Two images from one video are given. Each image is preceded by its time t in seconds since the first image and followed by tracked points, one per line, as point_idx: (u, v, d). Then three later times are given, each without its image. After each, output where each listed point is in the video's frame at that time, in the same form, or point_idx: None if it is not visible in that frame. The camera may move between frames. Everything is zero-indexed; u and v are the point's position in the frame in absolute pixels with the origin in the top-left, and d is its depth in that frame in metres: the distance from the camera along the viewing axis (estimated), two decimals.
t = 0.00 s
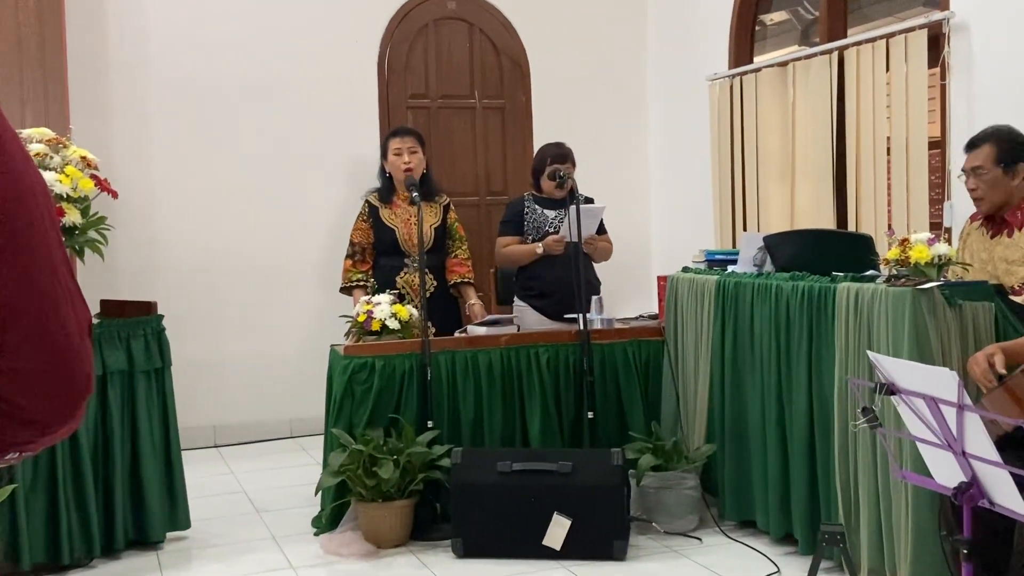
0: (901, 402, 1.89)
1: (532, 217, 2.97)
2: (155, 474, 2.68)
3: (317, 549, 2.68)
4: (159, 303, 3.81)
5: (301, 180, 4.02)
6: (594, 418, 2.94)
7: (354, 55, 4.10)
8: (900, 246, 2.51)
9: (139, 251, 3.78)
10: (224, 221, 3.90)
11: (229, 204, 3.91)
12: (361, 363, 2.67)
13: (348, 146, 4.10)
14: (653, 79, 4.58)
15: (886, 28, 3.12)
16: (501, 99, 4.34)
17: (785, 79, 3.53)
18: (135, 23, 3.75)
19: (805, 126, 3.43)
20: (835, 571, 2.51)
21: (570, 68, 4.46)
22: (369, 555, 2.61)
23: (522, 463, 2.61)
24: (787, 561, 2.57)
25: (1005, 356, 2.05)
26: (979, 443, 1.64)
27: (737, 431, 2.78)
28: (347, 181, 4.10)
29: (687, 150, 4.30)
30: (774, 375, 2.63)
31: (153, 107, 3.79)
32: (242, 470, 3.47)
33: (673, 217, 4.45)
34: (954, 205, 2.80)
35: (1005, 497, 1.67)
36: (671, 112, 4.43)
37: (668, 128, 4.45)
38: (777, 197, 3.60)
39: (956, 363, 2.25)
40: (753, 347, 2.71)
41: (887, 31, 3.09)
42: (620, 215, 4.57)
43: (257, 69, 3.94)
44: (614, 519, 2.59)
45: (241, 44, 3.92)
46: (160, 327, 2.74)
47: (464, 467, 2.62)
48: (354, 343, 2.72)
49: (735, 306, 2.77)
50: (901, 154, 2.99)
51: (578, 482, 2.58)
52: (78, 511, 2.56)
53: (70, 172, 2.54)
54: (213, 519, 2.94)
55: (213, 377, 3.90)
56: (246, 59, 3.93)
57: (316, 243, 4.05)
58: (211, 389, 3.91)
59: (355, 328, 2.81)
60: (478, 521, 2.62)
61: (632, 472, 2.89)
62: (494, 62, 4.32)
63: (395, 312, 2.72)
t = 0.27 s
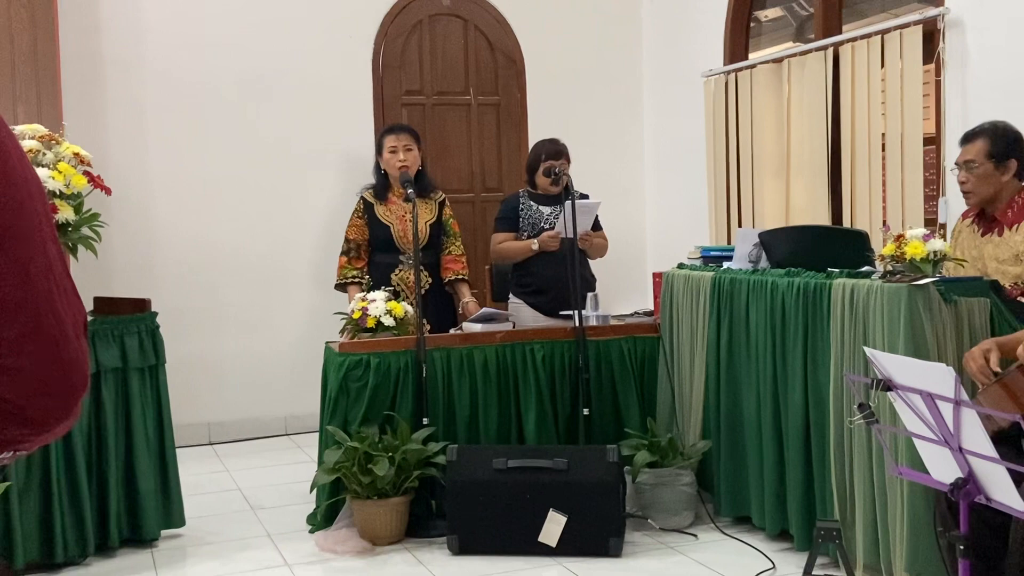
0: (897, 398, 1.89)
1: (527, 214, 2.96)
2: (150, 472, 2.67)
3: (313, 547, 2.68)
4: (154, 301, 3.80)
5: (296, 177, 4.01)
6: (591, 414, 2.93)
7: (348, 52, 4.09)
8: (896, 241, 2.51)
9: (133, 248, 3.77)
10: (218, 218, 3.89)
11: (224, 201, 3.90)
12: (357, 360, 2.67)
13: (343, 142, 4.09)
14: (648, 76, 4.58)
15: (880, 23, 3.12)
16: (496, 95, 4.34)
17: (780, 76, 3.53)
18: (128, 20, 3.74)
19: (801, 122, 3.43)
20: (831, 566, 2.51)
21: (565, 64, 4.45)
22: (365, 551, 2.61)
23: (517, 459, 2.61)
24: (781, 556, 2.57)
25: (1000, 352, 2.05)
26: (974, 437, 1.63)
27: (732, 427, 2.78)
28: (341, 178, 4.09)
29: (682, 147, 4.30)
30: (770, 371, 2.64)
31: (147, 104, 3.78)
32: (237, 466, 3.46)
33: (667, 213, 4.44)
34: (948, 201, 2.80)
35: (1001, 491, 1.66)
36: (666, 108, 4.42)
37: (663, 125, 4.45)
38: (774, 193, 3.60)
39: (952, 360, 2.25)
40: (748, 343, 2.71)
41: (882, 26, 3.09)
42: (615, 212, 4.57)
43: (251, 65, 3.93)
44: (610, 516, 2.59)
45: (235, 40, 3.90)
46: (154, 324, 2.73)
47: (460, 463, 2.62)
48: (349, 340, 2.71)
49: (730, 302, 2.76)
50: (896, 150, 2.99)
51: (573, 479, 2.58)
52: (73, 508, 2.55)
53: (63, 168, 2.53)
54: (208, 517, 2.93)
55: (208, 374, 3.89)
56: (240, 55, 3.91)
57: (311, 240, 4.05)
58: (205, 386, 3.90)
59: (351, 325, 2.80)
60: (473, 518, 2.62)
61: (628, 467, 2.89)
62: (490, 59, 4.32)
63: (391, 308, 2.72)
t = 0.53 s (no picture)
0: (890, 390, 1.89)
1: (520, 210, 2.96)
2: (143, 468, 2.66)
3: (306, 542, 2.67)
4: (146, 297, 3.79)
5: (289, 173, 4.01)
6: (585, 409, 2.93)
7: (341, 48, 4.08)
8: (889, 235, 2.49)
9: (126, 245, 3.76)
10: (211, 214, 3.89)
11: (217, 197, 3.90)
12: (350, 356, 2.66)
13: (336, 138, 4.09)
14: (641, 71, 4.58)
15: (872, 18, 3.12)
16: (489, 91, 4.34)
17: (773, 72, 3.53)
18: (120, 17, 3.73)
19: (794, 117, 3.44)
20: (825, 560, 2.51)
21: (558, 60, 4.45)
22: (359, 547, 2.60)
23: (511, 455, 2.61)
24: (775, 550, 2.58)
25: (994, 345, 2.05)
26: (970, 431, 1.64)
27: (726, 422, 2.78)
28: (334, 175, 4.08)
29: (675, 143, 4.30)
30: (763, 365, 2.64)
31: (140, 100, 3.77)
32: (230, 463, 3.45)
33: (661, 209, 4.45)
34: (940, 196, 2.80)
35: (996, 484, 1.67)
36: (659, 104, 4.42)
37: (656, 121, 4.45)
38: (766, 188, 3.61)
39: (945, 353, 2.25)
40: (742, 338, 2.71)
41: (874, 21, 3.10)
42: (608, 208, 4.57)
43: (244, 61, 3.93)
44: (604, 511, 2.59)
45: (227, 36, 3.90)
46: (147, 320, 2.72)
47: (454, 459, 2.62)
48: (342, 336, 2.71)
49: (724, 297, 2.77)
50: (888, 144, 3.00)
51: (567, 474, 2.58)
52: (65, 505, 2.54)
53: (54, 164, 2.52)
54: (201, 513, 2.92)
55: (201, 371, 3.89)
56: (233, 51, 3.91)
57: (304, 237, 4.04)
58: (199, 383, 3.90)
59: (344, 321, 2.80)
60: (467, 513, 2.61)
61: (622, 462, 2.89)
62: (483, 55, 4.32)
63: (384, 305, 2.72)
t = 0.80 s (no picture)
0: (878, 385, 1.90)
1: (509, 206, 2.96)
2: (131, 466, 2.65)
3: (296, 540, 2.67)
4: (134, 295, 3.78)
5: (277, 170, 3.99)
6: (575, 405, 2.93)
7: (331, 44, 4.07)
8: (877, 231, 2.50)
9: (113, 242, 3.75)
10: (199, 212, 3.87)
11: (206, 194, 3.88)
12: (339, 353, 2.66)
13: (325, 134, 4.08)
14: (630, 67, 4.58)
15: (859, 14, 3.13)
16: (478, 87, 4.33)
17: (761, 67, 3.54)
18: (107, 13, 3.71)
19: (782, 112, 3.44)
20: (814, 554, 2.52)
21: (547, 57, 4.45)
22: (348, 544, 2.60)
23: (501, 450, 2.61)
24: (764, 545, 2.58)
25: (981, 340, 2.06)
26: (959, 425, 1.64)
27: (716, 417, 2.79)
28: (323, 171, 4.08)
29: (664, 139, 4.31)
30: (752, 360, 2.64)
31: (128, 96, 3.75)
32: (219, 460, 3.44)
33: (650, 205, 4.45)
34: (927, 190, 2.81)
35: (985, 478, 1.67)
36: (648, 100, 4.43)
37: (645, 117, 4.45)
38: (754, 184, 3.61)
39: (933, 347, 2.26)
40: (731, 333, 2.72)
41: (861, 16, 3.11)
42: (597, 204, 4.58)
43: (232, 57, 3.91)
44: (594, 506, 2.59)
45: (216, 32, 3.88)
46: (134, 317, 2.71)
47: (443, 455, 2.61)
48: (331, 333, 2.70)
49: (714, 292, 2.77)
50: (876, 139, 3.01)
51: (557, 469, 2.58)
52: (52, 504, 2.53)
53: (40, 160, 2.51)
54: (190, 511, 2.92)
55: (189, 369, 3.87)
56: (221, 47, 3.89)
57: (293, 234, 4.03)
58: (187, 381, 3.88)
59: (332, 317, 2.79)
60: (457, 509, 2.61)
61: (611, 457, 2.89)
62: (471, 51, 4.31)
63: (373, 301, 2.71)
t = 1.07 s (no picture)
0: (857, 379, 1.91)
1: (492, 203, 2.96)
2: (111, 466, 2.63)
3: (278, 538, 2.66)
4: (114, 293, 3.75)
5: (258, 167, 3.97)
6: (557, 401, 2.93)
7: (311, 40, 4.06)
8: (856, 226, 2.51)
9: (92, 240, 3.72)
10: (179, 209, 3.85)
11: (186, 191, 3.86)
12: (321, 351, 2.65)
13: (307, 131, 4.06)
14: (612, 63, 4.58)
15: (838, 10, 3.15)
16: (459, 83, 4.32)
17: (742, 64, 3.55)
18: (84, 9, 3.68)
19: (763, 108, 3.46)
20: (795, 548, 2.54)
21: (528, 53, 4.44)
22: (331, 542, 2.59)
23: (484, 447, 2.61)
24: (746, 539, 2.60)
25: (957, 335, 2.08)
26: (936, 419, 1.65)
27: (697, 412, 2.80)
28: (304, 168, 4.06)
29: (645, 136, 4.32)
30: (734, 356, 2.65)
31: (107, 93, 3.72)
32: (201, 459, 3.43)
33: (632, 201, 4.46)
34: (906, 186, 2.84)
35: (962, 471, 1.69)
36: (630, 96, 4.44)
37: (626, 114, 4.46)
38: (736, 180, 3.63)
39: (912, 342, 2.27)
40: (712, 329, 2.73)
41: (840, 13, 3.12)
42: (579, 200, 4.58)
43: (212, 54, 3.89)
44: (577, 502, 2.59)
45: (195, 29, 3.85)
46: (114, 315, 2.69)
47: (426, 452, 2.61)
48: (312, 331, 2.69)
49: (695, 288, 2.78)
50: (856, 135, 3.03)
51: (540, 466, 2.59)
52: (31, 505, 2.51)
53: (17, 158, 2.48)
54: (171, 510, 2.90)
55: (170, 368, 3.85)
56: (201, 44, 3.87)
57: (274, 231, 4.01)
58: (168, 379, 3.86)
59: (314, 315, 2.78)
60: (439, 506, 2.61)
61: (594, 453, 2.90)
62: (452, 47, 4.30)
63: (355, 298, 2.70)
